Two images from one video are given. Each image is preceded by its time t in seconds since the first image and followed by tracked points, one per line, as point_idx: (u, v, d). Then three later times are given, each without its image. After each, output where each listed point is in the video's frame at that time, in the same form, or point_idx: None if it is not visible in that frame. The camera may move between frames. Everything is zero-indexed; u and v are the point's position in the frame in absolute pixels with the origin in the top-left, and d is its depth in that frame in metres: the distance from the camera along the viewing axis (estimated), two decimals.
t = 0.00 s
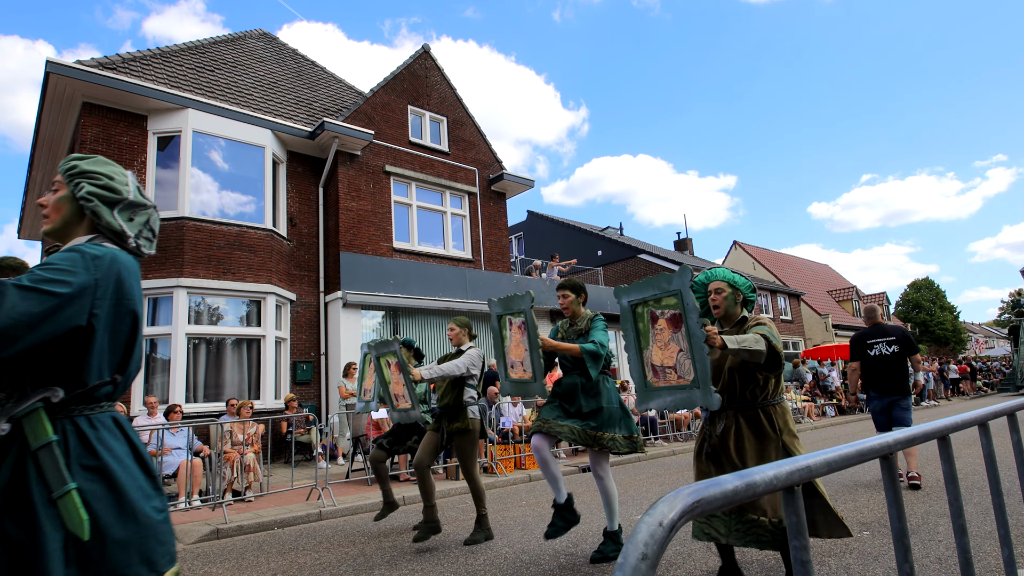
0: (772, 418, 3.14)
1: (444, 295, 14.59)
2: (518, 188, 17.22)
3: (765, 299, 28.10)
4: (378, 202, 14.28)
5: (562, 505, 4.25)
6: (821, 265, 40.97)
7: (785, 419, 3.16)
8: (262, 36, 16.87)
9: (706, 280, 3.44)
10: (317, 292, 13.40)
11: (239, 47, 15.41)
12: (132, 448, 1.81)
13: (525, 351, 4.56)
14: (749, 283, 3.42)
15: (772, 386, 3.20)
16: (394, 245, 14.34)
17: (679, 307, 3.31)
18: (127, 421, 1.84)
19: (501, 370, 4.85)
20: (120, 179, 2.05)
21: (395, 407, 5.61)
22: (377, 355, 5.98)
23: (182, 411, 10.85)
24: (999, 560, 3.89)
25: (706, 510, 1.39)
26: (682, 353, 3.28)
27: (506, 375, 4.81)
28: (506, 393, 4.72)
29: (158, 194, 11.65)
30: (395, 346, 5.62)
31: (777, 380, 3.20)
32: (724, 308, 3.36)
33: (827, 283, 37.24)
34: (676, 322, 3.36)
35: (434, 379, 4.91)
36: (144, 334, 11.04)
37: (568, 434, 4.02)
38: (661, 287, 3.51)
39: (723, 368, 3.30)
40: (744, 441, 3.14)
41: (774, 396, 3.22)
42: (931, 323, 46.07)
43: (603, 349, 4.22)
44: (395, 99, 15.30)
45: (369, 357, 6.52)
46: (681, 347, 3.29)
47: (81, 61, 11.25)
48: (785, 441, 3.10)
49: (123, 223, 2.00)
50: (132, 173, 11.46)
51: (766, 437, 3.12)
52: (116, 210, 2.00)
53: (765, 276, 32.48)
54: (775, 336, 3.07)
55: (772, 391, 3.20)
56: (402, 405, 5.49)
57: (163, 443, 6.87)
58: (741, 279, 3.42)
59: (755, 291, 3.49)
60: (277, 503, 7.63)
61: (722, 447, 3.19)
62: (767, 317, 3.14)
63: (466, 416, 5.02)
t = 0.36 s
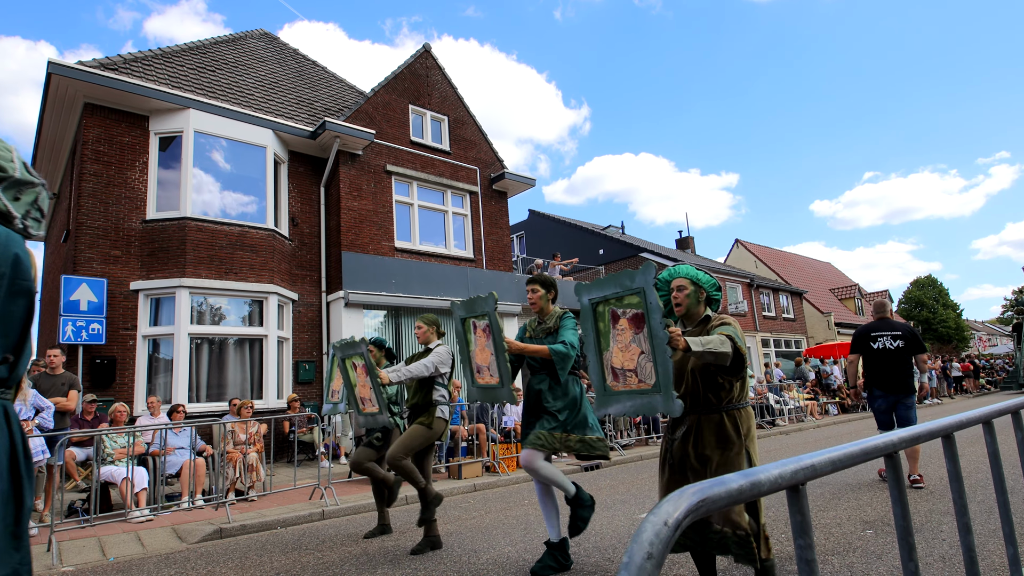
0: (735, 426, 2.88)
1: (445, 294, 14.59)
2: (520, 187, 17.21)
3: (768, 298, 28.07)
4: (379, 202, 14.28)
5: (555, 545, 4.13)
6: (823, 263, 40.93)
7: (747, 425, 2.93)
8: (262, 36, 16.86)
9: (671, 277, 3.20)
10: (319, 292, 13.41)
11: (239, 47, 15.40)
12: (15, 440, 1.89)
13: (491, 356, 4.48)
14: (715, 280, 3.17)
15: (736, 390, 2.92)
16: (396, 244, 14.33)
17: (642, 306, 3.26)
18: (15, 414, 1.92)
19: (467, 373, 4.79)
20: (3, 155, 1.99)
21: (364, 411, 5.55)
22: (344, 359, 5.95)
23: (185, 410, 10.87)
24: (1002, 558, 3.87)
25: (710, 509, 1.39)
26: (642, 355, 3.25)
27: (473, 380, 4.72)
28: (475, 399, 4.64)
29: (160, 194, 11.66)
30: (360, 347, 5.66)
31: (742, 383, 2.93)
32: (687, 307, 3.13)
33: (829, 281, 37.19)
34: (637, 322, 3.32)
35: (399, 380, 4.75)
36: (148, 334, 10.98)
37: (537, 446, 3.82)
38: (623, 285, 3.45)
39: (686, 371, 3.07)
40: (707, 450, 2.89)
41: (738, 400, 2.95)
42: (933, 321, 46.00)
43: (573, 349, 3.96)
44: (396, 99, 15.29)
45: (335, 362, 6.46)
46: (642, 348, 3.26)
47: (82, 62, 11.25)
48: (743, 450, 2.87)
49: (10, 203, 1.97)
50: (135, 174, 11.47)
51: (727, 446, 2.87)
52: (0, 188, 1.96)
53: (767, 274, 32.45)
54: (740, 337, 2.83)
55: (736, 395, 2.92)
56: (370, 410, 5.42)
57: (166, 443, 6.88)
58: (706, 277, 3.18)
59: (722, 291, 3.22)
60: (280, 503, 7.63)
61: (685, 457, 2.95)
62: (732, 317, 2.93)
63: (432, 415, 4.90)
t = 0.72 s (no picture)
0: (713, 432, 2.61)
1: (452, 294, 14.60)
2: (526, 186, 17.19)
3: (775, 297, 27.95)
4: (385, 202, 14.30)
5: (560, 546, 4.10)
6: (831, 262, 40.69)
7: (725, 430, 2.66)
8: (269, 38, 16.93)
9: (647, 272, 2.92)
10: (326, 292, 13.46)
11: (246, 49, 15.47)
12: None
13: (462, 354, 4.00)
14: (693, 275, 2.91)
15: (714, 393, 2.66)
16: (402, 244, 14.35)
17: (611, 304, 2.86)
18: None
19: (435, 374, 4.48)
20: None
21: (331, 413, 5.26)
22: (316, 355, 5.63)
23: (194, 410, 10.93)
24: (1014, 559, 3.84)
25: (724, 510, 1.38)
26: (614, 357, 2.85)
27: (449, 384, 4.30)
28: (443, 401, 4.21)
29: (168, 196, 11.73)
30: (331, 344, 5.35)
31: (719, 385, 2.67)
32: (662, 304, 2.84)
33: (838, 280, 37.01)
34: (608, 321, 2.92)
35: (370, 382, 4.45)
36: (156, 335, 11.05)
37: (503, 458, 3.61)
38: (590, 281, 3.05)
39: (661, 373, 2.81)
40: (678, 454, 2.66)
41: (716, 404, 2.68)
42: (942, 320, 45.69)
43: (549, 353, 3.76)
44: (402, 99, 15.31)
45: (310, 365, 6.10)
46: (613, 350, 2.87)
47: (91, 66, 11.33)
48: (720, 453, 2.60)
49: None
50: (143, 176, 11.55)
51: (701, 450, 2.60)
52: None
53: (775, 273, 32.32)
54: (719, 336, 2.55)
55: (714, 398, 2.67)
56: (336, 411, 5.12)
57: (174, 443, 6.92)
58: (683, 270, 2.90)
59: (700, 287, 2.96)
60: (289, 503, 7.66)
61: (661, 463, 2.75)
62: (711, 315, 2.65)
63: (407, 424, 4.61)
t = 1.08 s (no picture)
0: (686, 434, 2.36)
1: (455, 295, 14.58)
2: (529, 187, 17.20)
3: (779, 296, 27.87)
4: (389, 203, 14.32)
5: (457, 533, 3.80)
6: (836, 261, 40.58)
7: (703, 435, 2.39)
8: (272, 39, 16.97)
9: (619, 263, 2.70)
10: (330, 293, 13.49)
11: (249, 50, 15.52)
12: None
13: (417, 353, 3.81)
14: (671, 266, 2.68)
15: (690, 391, 2.41)
16: (406, 245, 14.37)
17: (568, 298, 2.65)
18: None
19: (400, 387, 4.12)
20: None
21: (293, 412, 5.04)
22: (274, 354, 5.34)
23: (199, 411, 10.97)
24: (1020, 558, 3.83)
25: (730, 509, 1.38)
26: (573, 354, 2.68)
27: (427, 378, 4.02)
28: (404, 402, 4.04)
29: (172, 198, 11.77)
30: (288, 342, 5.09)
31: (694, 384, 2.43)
32: (636, 296, 2.61)
33: (842, 279, 36.90)
34: (566, 315, 2.70)
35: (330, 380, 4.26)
36: (160, 336, 11.09)
37: (470, 448, 3.38)
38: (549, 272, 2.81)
39: (630, 368, 2.53)
40: (649, 460, 2.38)
41: (690, 403, 2.42)
42: (948, 319, 45.55)
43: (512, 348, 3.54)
44: (405, 100, 15.34)
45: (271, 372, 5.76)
46: (572, 346, 2.68)
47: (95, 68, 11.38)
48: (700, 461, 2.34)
49: None
50: (147, 177, 11.59)
51: (678, 456, 2.34)
52: None
53: (779, 272, 32.23)
54: (690, 333, 2.30)
55: (688, 397, 2.41)
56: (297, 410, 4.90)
57: (179, 443, 6.95)
58: (659, 261, 2.67)
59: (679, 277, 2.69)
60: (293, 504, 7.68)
61: (627, 468, 2.43)
62: (684, 307, 2.42)
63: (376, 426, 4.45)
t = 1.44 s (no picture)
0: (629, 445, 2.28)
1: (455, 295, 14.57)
2: (529, 186, 17.22)
3: (779, 295, 27.88)
4: (388, 203, 14.34)
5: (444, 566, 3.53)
6: (836, 260, 40.59)
7: (646, 444, 2.33)
8: (271, 39, 16.98)
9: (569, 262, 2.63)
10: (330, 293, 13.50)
11: (249, 50, 15.53)
12: None
13: (360, 354, 3.57)
14: (620, 267, 2.65)
15: (635, 398, 2.34)
16: (406, 245, 14.39)
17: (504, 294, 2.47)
18: None
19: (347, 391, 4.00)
20: None
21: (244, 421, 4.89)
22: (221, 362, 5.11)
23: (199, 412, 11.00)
24: (1019, 556, 3.85)
25: (728, 507, 1.39)
26: (507, 354, 2.47)
27: (382, 382, 3.96)
28: (346, 408, 3.75)
29: (172, 198, 11.78)
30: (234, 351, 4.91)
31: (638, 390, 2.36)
32: (585, 298, 2.55)
33: (841, 278, 36.92)
34: (502, 312, 2.51)
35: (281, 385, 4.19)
36: (159, 337, 11.09)
37: (426, 474, 3.25)
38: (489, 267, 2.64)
39: (573, 376, 2.44)
40: (592, 473, 2.31)
41: (635, 412, 2.36)
42: (947, 318, 45.60)
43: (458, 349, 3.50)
44: (404, 100, 15.36)
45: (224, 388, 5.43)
46: (507, 346, 2.48)
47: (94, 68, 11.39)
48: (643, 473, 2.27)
49: None
50: (146, 177, 11.59)
51: (621, 469, 2.26)
52: None
53: (779, 272, 32.25)
54: (634, 335, 2.21)
55: (632, 406, 2.35)
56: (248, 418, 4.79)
57: (179, 445, 6.98)
58: (609, 261, 2.62)
59: (630, 279, 2.66)
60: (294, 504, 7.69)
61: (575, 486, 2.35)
62: (629, 310, 2.36)
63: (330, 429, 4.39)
